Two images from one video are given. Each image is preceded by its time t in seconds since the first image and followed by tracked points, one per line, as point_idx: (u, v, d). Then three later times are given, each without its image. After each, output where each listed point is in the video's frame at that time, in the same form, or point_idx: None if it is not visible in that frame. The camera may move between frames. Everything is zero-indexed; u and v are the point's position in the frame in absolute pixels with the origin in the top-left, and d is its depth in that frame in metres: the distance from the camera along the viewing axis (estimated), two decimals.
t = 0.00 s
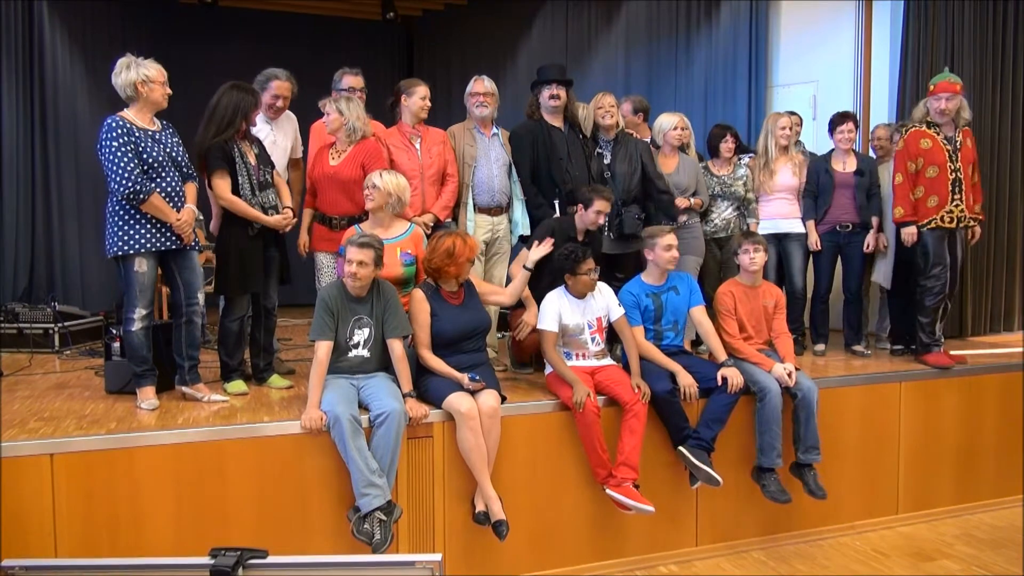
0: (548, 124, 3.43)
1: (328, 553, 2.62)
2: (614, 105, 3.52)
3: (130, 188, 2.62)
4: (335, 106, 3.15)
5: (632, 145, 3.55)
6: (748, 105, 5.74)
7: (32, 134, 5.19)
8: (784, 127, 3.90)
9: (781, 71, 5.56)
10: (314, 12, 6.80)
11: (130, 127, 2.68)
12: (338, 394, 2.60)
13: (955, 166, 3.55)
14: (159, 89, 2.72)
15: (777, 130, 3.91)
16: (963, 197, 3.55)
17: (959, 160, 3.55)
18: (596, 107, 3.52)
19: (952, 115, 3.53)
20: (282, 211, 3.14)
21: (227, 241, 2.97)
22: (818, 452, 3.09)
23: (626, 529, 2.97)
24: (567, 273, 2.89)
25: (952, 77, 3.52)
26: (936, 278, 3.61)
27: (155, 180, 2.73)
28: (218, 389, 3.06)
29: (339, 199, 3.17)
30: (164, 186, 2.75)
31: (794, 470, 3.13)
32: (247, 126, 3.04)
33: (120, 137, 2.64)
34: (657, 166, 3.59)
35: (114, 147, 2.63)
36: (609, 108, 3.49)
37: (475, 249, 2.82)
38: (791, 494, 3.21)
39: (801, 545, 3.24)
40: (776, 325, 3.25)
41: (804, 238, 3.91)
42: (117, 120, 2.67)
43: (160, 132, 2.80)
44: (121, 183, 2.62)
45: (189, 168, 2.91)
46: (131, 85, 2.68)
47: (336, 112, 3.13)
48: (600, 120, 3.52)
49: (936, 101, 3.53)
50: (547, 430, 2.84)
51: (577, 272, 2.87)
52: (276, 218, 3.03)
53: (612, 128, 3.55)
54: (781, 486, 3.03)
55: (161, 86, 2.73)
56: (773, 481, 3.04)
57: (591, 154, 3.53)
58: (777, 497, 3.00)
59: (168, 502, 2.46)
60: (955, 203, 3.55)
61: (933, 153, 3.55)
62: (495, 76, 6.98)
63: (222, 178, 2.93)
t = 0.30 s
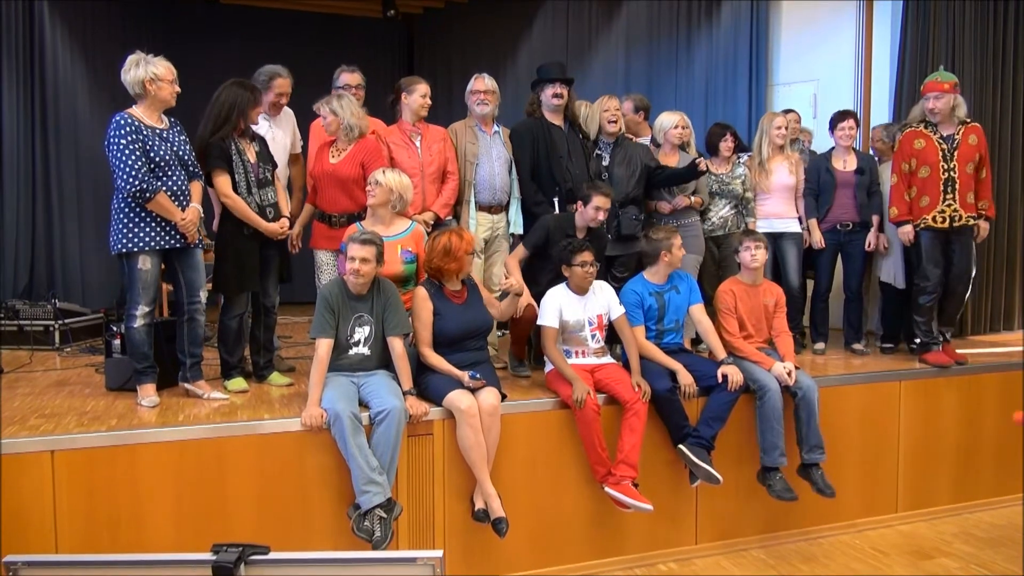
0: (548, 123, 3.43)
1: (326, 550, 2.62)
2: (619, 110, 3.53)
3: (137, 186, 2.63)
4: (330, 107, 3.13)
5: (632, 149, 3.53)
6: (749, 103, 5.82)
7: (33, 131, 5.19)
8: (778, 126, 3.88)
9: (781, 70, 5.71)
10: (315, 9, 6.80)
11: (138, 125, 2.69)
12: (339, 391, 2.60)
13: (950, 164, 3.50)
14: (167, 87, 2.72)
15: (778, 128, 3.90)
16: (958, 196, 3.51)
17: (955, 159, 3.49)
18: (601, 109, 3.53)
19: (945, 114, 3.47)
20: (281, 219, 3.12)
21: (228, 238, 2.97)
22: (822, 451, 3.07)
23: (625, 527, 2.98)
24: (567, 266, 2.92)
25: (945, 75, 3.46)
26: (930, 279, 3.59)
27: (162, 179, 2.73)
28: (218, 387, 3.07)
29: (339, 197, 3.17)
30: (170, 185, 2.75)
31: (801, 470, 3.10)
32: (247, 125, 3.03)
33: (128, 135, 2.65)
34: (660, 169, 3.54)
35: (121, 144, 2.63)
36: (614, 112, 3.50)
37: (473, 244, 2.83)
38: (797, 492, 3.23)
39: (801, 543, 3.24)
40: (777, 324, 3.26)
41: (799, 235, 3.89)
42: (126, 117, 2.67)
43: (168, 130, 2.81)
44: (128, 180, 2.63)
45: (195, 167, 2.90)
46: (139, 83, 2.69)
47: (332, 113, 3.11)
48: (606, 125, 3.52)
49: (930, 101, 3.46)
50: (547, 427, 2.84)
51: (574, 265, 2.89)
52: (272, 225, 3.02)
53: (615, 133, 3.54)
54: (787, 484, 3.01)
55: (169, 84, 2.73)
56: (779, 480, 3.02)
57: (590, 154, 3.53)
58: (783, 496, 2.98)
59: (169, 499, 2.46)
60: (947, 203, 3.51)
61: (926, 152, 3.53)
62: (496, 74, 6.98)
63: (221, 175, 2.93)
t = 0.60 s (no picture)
0: (549, 121, 3.43)
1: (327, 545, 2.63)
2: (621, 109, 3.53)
3: (138, 182, 2.64)
4: (328, 107, 3.12)
5: (633, 148, 3.52)
6: (751, 100, 6.06)
7: (33, 129, 5.19)
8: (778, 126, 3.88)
9: (781, 67, 5.89)
10: (316, 7, 6.80)
11: (141, 122, 2.70)
12: (339, 389, 2.60)
13: (948, 163, 3.57)
14: (172, 86, 2.72)
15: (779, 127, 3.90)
16: (952, 195, 3.55)
17: (953, 157, 3.55)
18: (602, 109, 3.52)
19: (948, 111, 3.51)
20: (278, 216, 3.11)
21: (229, 236, 2.97)
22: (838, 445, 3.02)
23: (626, 525, 2.98)
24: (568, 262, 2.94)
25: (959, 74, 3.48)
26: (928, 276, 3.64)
27: (165, 176, 2.73)
28: (219, 384, 3.07)
29: (340, 195, 3.18)
30: (173, 182, 2.75)
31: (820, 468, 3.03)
32: (247, 123, 3.02)
33: (130, 132, 2.67)
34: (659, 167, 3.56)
35: (123, 141, 2.65)
36: (616, 112, 3.50)
37: (471, 240, 2.83)
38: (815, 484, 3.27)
39: (801, 541, 3.25)
40: (778, 323, 3.26)
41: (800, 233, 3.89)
42: (131, 115, 2.70)
43: (175, 128, 2.81)
44: (129, 176, 2.64)
45: (203, 165, 2.86)
46: (145, 82, 2.70)
47: (331, 116, 3.11)
48: (607, 124, 3.52)
49: (935, 98, 3.51)
50: (548, 425, 2.84)
51: (573, 261, 2.91)
52: (267, 224, 3.01)
53: (615, 132, 3.54)
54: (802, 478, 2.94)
55: (176, 83, 2.74)
56: (793, 475, 2.97)
57: (591, 154, 3.53)
58: (799, 489, 2.92)
59: (170, 496, 2.46)
60: (941, 200, 3.58)
61: (925, 150, 3.63)
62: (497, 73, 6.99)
63: (219, 173, 2.94)
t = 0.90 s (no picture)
0: (550, 120, 3.43)
1: (328, 542, 2.63)
2: (620, 109, 3.53)
3: (141, 177, 2.65)
4: (328, 107, 3.13)
5: (631, 145, 3.53)
6: (750, 100, 6.11)
7: (34, 129, 5.18)
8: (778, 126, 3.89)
9: (780, 66, 5.87)
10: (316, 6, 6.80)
11: (146, 119, 2.72)
12: (340, 387, 2.60)
13: (949, 163, 3.58)
14: (180, 85, 2.73)
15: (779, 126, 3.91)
16: (951, 193, 3.59)
17: (954, 155, 3.55)
18: (600, 108, 3.52)
19: (954, 109, 3.47)
20: (280, 216, 3.11)
21: (230, 235, 2.98)
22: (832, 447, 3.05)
23: (626, 523, 2.99)
24: (568, 262, 2.95)
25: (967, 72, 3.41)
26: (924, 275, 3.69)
27: (169, 172, 2.74)
28: (219, 383, 3.07)
29: (341, 194, 3.18)
30: (178, 179, 2.75)
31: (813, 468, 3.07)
32: (247, 123, 3.02)
33: (134, 129, 2.68)
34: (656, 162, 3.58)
35: (127, 138, 2.67)
36: (614, 111, 3.49)
37: (468, 237, 2.84)
38: (801, 486, 3.24)
39: (801, 540, 3.25)
40: (781, 322, 3.25)
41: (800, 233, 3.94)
42: (136, 112, 2.71)
43: (182, 126, 2.81)
44: (133, 172, 2.66)
45: (209, 163, 2.86)
46: (153, 80, 2.71)
47: (331, 115, 3.11)
48: (604, 122, 3.52)
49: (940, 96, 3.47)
50: (548, 424, 2.85)
51: (574, 258, 2.91)
52: (270, 222, 3.01)
53: (615, 130, 3.53)
54: (791, 480, 2.99)
55: (184, 82, 2.74)
56: (782, 476, 3.01)
57: (590, 152, 3.52)
58: (787, 491, 2.96)
59: (171, 495, 2.47)
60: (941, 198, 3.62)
61: (928, 149, 3.64)
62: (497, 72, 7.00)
63: (221, 171, 2.93)
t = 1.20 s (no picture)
0: (551, 120, 3.42)
1: (329, 540, 2.63)
2: (620, 108, 3.53)
3: (136, 180, 2.66)
4: (330, 106, 3.11)
5: (631, 145, 3.53)
6: (750, 100, 6.11)
7: (34, 130, 5.18)
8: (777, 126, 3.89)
9: (781, 66, 5.86)
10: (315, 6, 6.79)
11: (141, 122, 2.71)
12: (341, 387, 2.60)
13: (942, 164, 3.58)
14: (174, 89, 2.72)
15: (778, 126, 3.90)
16: (944, 192, 3.56)
17: (948, 155, 3.56)
18: (600, 108, 3.53)
19: (952, 108, 3.48)
20: (280, 216, 3.11)
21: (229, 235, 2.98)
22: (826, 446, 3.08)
23: (626, 523, 2.99)
24: (568, 258, 2.93)
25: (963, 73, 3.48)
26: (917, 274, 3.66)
27: (165, 174, 2.74)
28: (219, 382, 3.07)
29: (341, 194, 3.18)
30: (173, 180, 2.75)
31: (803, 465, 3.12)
32: (246, 123, 3.01)
33: (129, 131, 2.68)
34: (655, 161, 3.58)
35: (122, 140, 2.67)
36: (614, 111, 3.50)
37: (467, 236, 2.84)
38: (797, 488, 3.24)
39: (801, 539, 3.25)
40: (785, 323, 3.24)
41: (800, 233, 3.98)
42: (131, 115, 2.71)
43: (176, 128, 2.81)
44: (128, 175, 2.66)
45: (204, 164, 2.86)
46: (149, 81, 2.71)
47: (339, 113, 3.11)
48: (604, 123, 3.52)
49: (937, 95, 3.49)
50: (548, 424, 2.85)
51: (574, 256, 2.91)
52: (269, 222, 3.01)
53: (614, 130, 3.53)
54: (782, 480, 3.02)
55: (179, 87, 2.74)
56: (775, 475, 3.03)
57: (591, 151, 3.52)
58: (778, 490, 2.99)
59: (171, 495, 2.47)
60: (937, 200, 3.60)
61: (926, 149, 3.65)
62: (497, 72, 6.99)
63: (219, 171, 2.94)
